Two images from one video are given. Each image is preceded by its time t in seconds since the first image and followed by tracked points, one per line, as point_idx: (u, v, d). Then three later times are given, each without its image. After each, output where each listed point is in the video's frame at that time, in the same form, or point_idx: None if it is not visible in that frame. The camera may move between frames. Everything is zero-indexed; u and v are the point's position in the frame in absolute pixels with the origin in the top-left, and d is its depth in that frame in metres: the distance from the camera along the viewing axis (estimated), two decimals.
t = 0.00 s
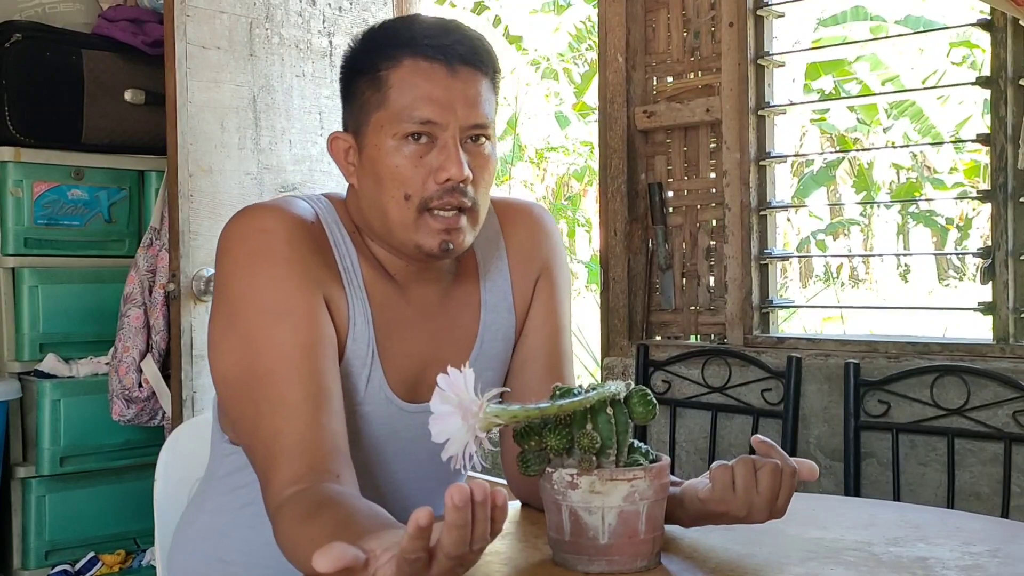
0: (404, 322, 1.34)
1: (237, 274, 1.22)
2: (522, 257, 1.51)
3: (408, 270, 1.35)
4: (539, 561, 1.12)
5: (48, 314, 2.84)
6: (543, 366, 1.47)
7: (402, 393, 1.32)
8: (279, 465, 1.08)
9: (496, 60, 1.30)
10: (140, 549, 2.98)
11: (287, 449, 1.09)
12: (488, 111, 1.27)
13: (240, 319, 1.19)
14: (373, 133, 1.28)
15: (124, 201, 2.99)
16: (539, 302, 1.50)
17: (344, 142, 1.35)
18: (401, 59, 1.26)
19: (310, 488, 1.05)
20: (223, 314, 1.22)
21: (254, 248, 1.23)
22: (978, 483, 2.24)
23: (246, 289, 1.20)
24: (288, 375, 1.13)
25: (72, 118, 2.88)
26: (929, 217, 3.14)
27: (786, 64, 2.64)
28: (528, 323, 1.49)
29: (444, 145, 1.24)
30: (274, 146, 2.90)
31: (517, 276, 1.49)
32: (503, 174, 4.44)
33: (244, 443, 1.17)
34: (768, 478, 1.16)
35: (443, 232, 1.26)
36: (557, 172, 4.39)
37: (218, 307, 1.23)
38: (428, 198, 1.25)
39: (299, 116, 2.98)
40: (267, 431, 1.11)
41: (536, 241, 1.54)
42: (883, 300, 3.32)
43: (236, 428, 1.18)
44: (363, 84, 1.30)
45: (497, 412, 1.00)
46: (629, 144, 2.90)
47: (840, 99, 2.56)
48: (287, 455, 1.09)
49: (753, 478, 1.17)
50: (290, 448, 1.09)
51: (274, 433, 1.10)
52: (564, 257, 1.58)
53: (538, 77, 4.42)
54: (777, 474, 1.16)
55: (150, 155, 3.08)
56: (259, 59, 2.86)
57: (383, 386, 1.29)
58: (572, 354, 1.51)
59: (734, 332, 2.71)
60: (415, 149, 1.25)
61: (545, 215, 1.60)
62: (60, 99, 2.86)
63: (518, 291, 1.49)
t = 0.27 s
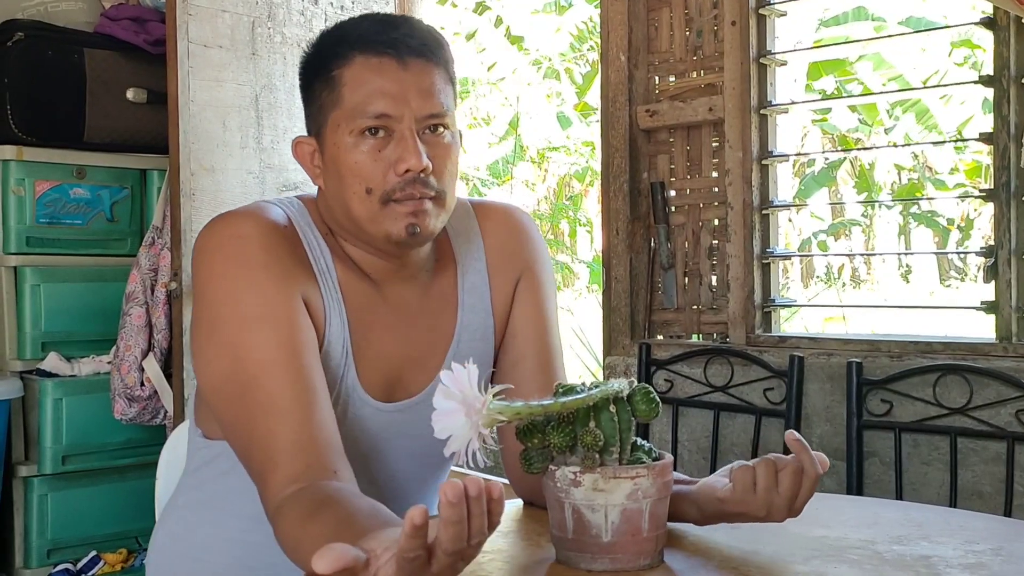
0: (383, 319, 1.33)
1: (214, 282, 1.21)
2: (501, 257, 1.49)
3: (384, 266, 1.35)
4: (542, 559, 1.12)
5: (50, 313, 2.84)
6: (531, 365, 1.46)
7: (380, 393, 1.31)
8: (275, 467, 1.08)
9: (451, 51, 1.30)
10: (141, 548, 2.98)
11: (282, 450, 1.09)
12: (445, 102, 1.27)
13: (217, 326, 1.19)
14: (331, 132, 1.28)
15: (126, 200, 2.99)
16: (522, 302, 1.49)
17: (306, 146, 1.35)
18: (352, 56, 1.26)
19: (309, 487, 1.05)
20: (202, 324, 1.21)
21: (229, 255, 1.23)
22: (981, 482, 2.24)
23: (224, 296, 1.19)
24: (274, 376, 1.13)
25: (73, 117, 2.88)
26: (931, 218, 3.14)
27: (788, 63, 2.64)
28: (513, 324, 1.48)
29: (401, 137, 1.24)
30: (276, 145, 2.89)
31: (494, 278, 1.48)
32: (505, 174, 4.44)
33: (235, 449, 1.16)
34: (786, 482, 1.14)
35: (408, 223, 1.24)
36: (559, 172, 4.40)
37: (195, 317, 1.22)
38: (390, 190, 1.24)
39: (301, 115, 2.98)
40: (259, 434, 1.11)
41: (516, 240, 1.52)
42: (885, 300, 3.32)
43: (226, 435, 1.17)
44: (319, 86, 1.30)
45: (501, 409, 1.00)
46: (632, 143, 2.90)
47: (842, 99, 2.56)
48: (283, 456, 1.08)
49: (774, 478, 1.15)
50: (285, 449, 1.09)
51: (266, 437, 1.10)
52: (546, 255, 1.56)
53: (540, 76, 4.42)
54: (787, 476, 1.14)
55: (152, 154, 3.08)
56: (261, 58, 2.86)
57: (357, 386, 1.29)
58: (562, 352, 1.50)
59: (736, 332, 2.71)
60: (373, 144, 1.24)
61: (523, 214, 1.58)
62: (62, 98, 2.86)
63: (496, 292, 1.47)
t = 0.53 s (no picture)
0: (386, 316, 1.33)
1: (214, 283, 1.22)
2: (515, 255, 1.48)
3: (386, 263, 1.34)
4: (548, 559, 1.12)
5: (56, 313, 2.84)
6: (542, 366, 1.45)
7: (384, 391, 1.31)
8: (278, 467, 1.08)
9: (446, 42, 1.31)
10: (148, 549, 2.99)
11: (285, 450, 1.09)
12: (440, 92, 1.27)
13: (218, 328, 1.19)
14: (325, 127, 1.28)
15: (133, 201, 3.00)
16: (535, 302, 1.48)
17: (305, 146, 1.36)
18: (343, 50, 1.27)
19: (312, 487, 1.04)
20: (204, 324, 1.21)
21: (229, 256, 1.23)
22: (988, 483, 2.23)
23: (225, 296, 1.20)
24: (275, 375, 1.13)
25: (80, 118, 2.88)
26: (937, 220, 3.13)
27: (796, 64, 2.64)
28: (526, 324, 1.48)
29: (393, 127, 1.24)
30: (282, 146, 2.90)
31: (506, 278, 1.47)
32: (511, 176, 4.45)
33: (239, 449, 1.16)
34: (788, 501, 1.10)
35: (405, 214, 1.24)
36: (564, 174, 4.41)
37: (197, 319, 1.22)
38: (385, 181, 1.24)
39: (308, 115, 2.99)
40: (262, 434, 1.11)
41: (531, 239, 1.51)
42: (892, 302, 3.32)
43: (230, 436, 1.17)
44: (313, 82, 1.31)
45: (507, 409, 1.00)
46: (638, 145, 2.90)
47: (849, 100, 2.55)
48: (286, 456, 1.08)
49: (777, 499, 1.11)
50: (287, 449, 1.09)
51: (269, 436, 1.10)
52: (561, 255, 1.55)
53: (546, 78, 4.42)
54: (790, 502, 1.09)
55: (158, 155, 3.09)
56: (267, 59, 2.86)
57: (361, 385, 1.29)
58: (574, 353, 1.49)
59: (742, 333, 2.70)
60: (367, 136, 1.25)
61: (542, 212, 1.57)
62: (69, 98, 2.86)
63: (510, 292, 1.47)
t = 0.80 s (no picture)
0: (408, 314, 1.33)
1: (234, 276, 1.21)
2: (541, 254, 1.48)
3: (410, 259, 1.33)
4: (554, 559, 1.11)
5: (60, 314, 2.85)
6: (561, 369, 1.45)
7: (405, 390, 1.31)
8: (289, 466, 1.08)
9: (478, 40, 1.31)
10: (152, 549, 2.99)
11: (297, 450, 1.09)
12: (471, 89, 1.27)
13: (236, 322, 1.19)
14: (355, 120, 1.28)
15: (137, 202, 3.00)
16: (558, 303, 1.48)
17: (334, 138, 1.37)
18: (376, 44, 1.27)
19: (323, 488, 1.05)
20: (222, 317, 1.21)
21: (249, 249, 1.23)
22: (994, 485, 2.23)
23: (244, 290, 1.19)
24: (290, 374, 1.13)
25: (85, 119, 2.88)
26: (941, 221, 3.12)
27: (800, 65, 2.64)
28: (547, 325, 1.48)
29: (425, 123, 1.24)
30: (286, 147, 2.90)
31: (531, 277, 1.46)
32: (515, 177, 4.45)
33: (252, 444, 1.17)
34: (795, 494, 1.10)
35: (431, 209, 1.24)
36: (568, 175, 4.41)
37: (215, 310, 1.22)
38: (414, 176, 1.24)
39: (312, 116, 2.99)
40: (275, 432, 1.11)
41: (556, 238, 1.51)
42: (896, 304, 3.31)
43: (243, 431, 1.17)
44: (343, 76, 1.31)
45: (513, 408, 0.99)
46: (642, 145, 2.89)
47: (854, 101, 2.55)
48: (298, 455, 1.08)
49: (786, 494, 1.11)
50: (299, 449, 1.09)
51: (281, 434, 1.10)
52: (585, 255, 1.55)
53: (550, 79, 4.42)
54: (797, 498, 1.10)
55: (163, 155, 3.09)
56: (272, 60, 2.87)
57: (385, 383, 1.28)
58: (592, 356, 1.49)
59: (747, 334, 2.70)
60: (397, 130, 1.25)
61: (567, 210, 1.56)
62: (74, 99, 2.87)
63: (535, 291, 1.46)
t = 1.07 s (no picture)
0: (416, 318, 1.33)
1: (238, 275, 1.21)
2: (545, 260, 1.51)
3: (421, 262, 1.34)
4: (552, 563, 1.11)
5: (60, 318, 2.85)
6: (563, 371, 1.47)
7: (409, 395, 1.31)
8: (292, 466, 1.08)
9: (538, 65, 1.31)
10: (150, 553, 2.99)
11: (300, 451, 1.08)
12: (518, 115, 1.28)
13: (240, 321, 1.18)
14: (399, 112, 1.29)
15: (137, 206, 3.01)
16: (561, 308, 1.51)
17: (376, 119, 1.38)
18: (441, 46, 1.27)
19: (325, 489, 1.04)
20: (225, 316, 1.20)
21: (254, 249, 1.22)
22: (993, 489, 2.22)
23: (249, 289, 1.19)
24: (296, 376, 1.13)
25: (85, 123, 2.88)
26: (940, 225, 3.12)
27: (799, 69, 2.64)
28: (552, 329, 1.49)
29: (462, 134, 1.25)
30: (286, 151, 2.91)
31: (537, 282, 1.49)
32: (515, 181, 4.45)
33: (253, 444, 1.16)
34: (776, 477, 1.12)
35: (445, 222, 1.26)
36: (568, 179, 4.42)
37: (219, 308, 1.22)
38: (438, 184, 1.25)
39: (312, 120, 2.99)
40: (278, 433, 1.10)
41: (559, 246, 1.54)
42: (896, 308, 3.32)
43: (244, 431, 1.17)
44: (401, 66, 1.31)
45: (511, 413, 0.99)
46: (642, 150, 2.90)
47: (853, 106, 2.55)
48: (300, 456, 1.08)
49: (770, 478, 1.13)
50: (301, 450, 1.08)
51: (284, 435, 1.10)
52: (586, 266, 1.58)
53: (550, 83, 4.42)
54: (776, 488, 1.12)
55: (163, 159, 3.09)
56: (272, 64, 2.87)
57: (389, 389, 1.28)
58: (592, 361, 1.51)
59: (747, 338, 2.70)
60: (434, 134, 1.26)
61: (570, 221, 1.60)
62: (74, 103, 2.87)
63: (540, 297, 1.49)
